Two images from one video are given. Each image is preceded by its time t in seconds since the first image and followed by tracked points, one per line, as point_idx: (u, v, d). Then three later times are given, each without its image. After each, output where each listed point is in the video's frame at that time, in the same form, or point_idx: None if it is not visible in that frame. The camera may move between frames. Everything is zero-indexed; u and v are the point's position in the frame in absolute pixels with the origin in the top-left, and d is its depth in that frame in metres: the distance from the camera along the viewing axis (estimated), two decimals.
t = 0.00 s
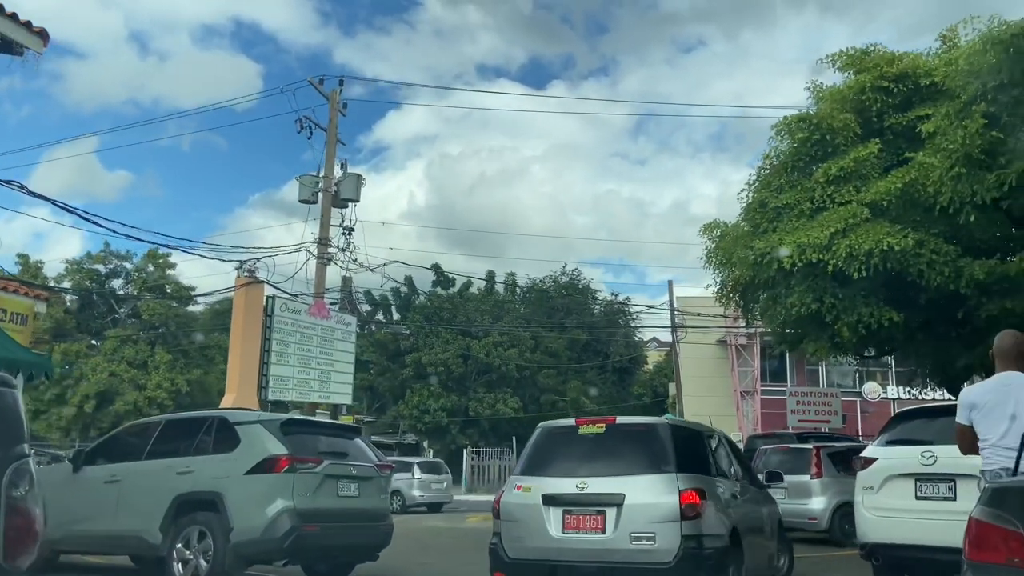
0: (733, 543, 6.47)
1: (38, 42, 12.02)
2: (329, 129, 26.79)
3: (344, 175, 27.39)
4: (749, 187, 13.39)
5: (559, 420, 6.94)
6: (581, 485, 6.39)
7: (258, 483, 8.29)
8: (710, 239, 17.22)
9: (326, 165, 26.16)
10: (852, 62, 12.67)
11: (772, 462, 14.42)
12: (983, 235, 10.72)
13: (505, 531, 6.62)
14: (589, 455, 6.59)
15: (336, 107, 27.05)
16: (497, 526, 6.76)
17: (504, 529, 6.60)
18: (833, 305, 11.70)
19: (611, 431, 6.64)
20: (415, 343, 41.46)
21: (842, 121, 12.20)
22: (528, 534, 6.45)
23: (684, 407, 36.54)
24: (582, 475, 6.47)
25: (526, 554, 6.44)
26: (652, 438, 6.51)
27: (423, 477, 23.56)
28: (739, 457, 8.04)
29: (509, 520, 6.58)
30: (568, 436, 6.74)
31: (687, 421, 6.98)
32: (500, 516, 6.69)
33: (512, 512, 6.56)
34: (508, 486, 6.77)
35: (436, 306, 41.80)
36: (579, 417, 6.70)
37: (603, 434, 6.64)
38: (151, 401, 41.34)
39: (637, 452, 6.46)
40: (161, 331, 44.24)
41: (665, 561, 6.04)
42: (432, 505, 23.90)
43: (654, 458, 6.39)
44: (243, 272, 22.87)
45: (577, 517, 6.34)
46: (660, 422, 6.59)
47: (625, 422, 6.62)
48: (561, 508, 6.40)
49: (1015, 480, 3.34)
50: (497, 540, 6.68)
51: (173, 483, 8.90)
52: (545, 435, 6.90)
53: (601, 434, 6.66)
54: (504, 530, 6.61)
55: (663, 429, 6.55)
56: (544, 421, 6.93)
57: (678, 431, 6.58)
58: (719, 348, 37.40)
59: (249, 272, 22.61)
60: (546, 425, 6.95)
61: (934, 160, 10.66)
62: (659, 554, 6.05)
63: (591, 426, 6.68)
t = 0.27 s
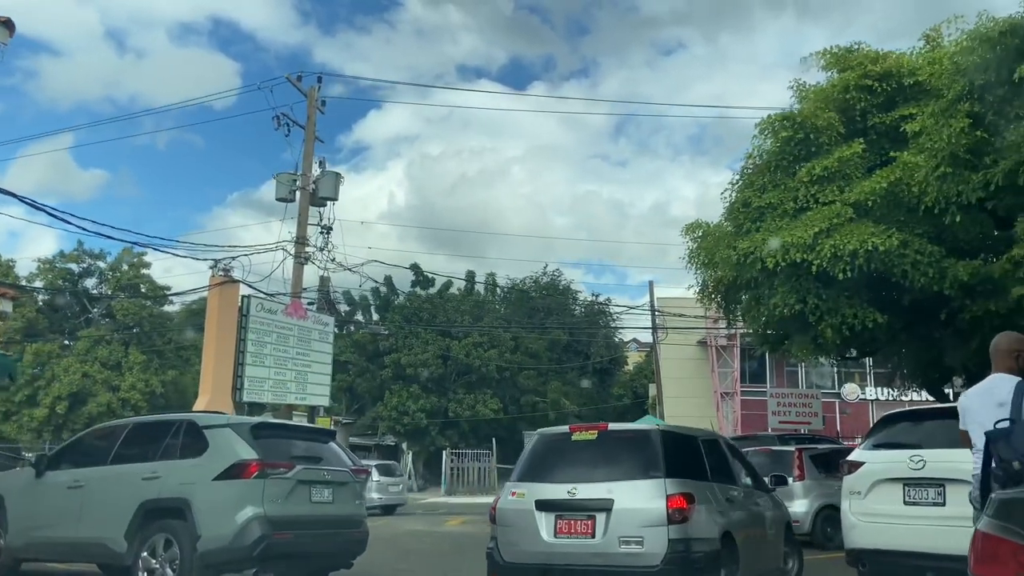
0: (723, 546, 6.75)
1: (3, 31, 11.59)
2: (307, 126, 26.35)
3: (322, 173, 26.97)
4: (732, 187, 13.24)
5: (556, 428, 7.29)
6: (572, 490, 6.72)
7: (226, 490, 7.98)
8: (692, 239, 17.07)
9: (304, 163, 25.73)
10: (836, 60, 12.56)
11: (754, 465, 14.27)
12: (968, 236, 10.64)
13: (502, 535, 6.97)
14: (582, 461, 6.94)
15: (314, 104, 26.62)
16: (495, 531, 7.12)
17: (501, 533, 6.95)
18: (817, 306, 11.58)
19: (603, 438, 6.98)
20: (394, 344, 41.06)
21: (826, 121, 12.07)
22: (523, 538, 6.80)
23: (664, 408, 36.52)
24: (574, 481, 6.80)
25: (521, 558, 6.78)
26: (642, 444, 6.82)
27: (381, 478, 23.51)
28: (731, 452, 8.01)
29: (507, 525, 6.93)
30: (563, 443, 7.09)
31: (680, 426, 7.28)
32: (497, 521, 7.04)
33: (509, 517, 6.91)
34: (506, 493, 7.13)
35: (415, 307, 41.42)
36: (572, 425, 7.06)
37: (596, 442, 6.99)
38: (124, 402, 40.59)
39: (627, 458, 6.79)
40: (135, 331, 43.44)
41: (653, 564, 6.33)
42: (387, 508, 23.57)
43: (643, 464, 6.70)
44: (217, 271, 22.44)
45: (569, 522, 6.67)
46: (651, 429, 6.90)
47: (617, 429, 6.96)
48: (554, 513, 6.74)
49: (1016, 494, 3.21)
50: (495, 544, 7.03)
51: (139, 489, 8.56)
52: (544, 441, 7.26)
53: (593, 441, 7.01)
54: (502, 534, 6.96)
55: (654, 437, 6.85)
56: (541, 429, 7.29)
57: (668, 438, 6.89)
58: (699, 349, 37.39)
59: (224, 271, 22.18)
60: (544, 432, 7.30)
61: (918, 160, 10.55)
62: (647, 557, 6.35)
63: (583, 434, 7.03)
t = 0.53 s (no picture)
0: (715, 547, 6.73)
1: None
2: (289, 123, 26.06)
3: (305, 171, 26.69)
4: (717, 186, 13.15)
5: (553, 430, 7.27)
6: (567, 492, 6.71)
7: (199, 493, 7.76)
8: (677, 238, 16.99)
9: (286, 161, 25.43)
10: (821, 60, 12.51)
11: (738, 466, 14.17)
12: (952, 235, 10.59)
13: (499, 536, 6.97)
14: (578, 463, 6.92)
15: (296, 102, 26.33)
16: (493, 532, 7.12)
17: (498, 535, 6.96)
18: (802, 305, 11.51)
19: (598, 441, 6.96)
20: (378, 343, 40.77)
21: (811, 119, 12.00)
22: (518, 540, 6.80)
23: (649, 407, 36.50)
24: (568, 483, 6.79)
25: (516, 558, 6.79)
26: (637, 447, 6.80)
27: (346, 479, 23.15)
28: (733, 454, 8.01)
29: (503, 527, 6.93)
30: (559, 445, 7.08)
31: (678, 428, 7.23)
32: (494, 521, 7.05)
33: (505, 518, 6.91)
34: (502, 494, 7.12)
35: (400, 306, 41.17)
36: (568, 427, 7.03)
37: (591, 444, 6.97)
38: (105, 403, 40.06)
39: (622, 460, 6.77)
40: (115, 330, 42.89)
41: (643, 564, 6.33)
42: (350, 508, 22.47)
43: (638, 466, 6.69)
44: (197, 269, 22.13)
45: (563, 524, 6.67)
46: (646, 432, 6.87)
47: (612, 432, 6.93)
48: (548, 514, 6.75)
49: (1012, 498, 3.11)
50: (493, 545, 7.04)
51: (111, 492, 8.33)
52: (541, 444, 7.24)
53: (589, 443, 6.99)
54: (499, 536, 6.97)
55: (650, 439, 6.83)
56: (539, 431, 7.27)
57: (662, 439, 6.86)
58: (683, 349, 37.41)
59: (203, 270, 21.90)
60: (542, 434, 7.29)
61: (904, 159, 10.50)
62: (638, 558, 6.36)
63: (579, 436, 7.01)
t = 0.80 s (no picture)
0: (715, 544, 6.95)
1: None
2: (272, 119, 25.72)
3: (288, 167, 26.36)
4: (704, 181, 13.04)
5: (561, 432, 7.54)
6: (570, 492, 6.97)
7: (172, 494, 7.52)
8: (664, 236, 16.86)
9: (268, 157, 25.09)
10: (809, 54, 12.41)
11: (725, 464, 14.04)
12: (941, 232, 10.53)
13: (507, 534, 7.25)
14: (582, 463, 7.18)
15: (279, 97, 25.99)
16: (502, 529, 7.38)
17: (507, 532, 7.23)
18: (789, 303, 11.40)
19: (602, 442, 7.21)
20: (362, 342, 40.42)
21: (799, 114, 11.89)
22: (524, 538, 7.08)
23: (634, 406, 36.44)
24: (572, 483, 7.05)
25: (523, 555, 7.06)
26: (637, 447, 7.02)
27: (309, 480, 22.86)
28: (740, 451, 8.23)
29: (511, 525, 7.20)
30: (565, 446, 7.34)
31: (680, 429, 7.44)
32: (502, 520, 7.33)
33: (512, 517, 7.19)
34: (510, 494, 7.39)
35: (385, 305, 40.87)
36: (573, 429, 7.31)
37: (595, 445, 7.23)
38: (84, 403, 39.50)
39: (624, 460, 7.00)
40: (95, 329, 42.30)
41: (642, 562, 6.56)
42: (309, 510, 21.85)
43: (638, 466, 6.92)
44: (177, 266, 21.80)
45: (566, 522, 6.94)
46: (648, 433, 7.10)
47: (615, 433, 7.17)
48: (553, 513, 7.01)
49: (1017, 497, 2.98)
50: (502, 542, 7.32)
51: (81, 493, 8.07)
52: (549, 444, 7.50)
53: (593, 444, 7.24)
54: (506, 534, 7.24)
55: (651, 440, 7.05)
56: (547, 432, 7.54)
57: (663, 440, 7.08)
58: (669, 348, 37.36)
59: (184, 266, 21.58)
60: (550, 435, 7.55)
61: (892, 154, 10.42)
62: (637, 556, 6.59)
63: (583, 438, 7.28)
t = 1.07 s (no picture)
0: (719, 540, 7.18)
1: None
2: (258, 114, 25.42)
3: (275, 163, 26.07)
4: (695, 176, 12.90)
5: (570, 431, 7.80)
6: (577, 489, 7.21)
7: (150, 492, 7.29)
8: (654, 232, 16.71)
9: (255, 152, 24.80)
10: (801, 47, 12.28)
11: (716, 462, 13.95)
12: (934, 227, 10.43)
13: (518, 530, 7.49)
14: (589, 461, 7.42)
15: (265, 91, 25.68)
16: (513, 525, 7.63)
17: (518, 529, 7.48)
18: (781, 298, 11.27)
19: (608, 440, 7.45)
20: (350, 340, 40.11)
21: (791, 108, 11.77)
22: (534, 533, 7.33)
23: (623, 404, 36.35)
24: (579, 481, 7.28)
25: (533, 550, 7.30)
26: (643, 446, 7.25)
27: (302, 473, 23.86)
28: (749, 449, 8.51)
29: (522, 522, 7.46)
30: (573, 445, 7.59)
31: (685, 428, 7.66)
32: (513, 516, 7.58)
33: (522, 514, 7.44)
34: (521, 491, 7.65)
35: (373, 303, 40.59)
36: (581, 428, 7.56)
37: (601, 443, 7.47)
38: (68, 401, 39.05)
39: (630, 459, 7.23)
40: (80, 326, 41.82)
41: (647, 557, 6.77)
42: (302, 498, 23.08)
43: (643, 464, 7.14)
44: (161, 262, 21.49)
45: (573, 518, 7.16)
46: (653, 433, 7.33)
47: (622, 433, 7.41)
48: (561, 509, 7.25)
49: None
50: (513, 538, 7.56)
51: (56, 491, 7.83)
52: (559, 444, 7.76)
53: (599, 444, 7.47)
54: (518, 530, 7.49)
55: (656, 439, 7.29)
56: (557, 432, 7.80)
57: (668, 439, 7.31)
58: (658, 345, 37.28)
59: (168, 262, 21.28)
60: (560, 435, 7.81)
61: (885, 148, 10.30)
62: (642, 551, 6.80)
63: (590, 437, 7.53)
